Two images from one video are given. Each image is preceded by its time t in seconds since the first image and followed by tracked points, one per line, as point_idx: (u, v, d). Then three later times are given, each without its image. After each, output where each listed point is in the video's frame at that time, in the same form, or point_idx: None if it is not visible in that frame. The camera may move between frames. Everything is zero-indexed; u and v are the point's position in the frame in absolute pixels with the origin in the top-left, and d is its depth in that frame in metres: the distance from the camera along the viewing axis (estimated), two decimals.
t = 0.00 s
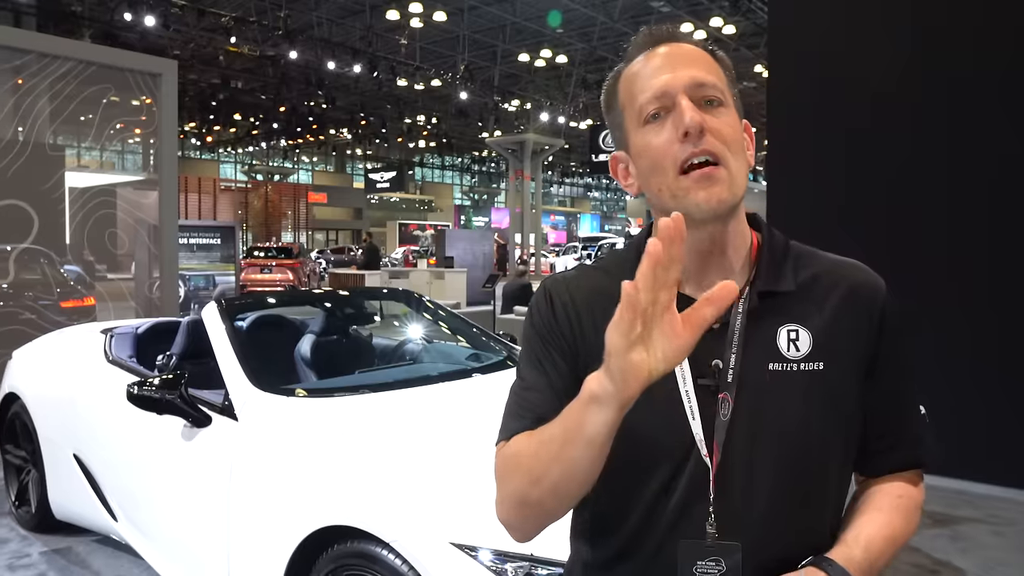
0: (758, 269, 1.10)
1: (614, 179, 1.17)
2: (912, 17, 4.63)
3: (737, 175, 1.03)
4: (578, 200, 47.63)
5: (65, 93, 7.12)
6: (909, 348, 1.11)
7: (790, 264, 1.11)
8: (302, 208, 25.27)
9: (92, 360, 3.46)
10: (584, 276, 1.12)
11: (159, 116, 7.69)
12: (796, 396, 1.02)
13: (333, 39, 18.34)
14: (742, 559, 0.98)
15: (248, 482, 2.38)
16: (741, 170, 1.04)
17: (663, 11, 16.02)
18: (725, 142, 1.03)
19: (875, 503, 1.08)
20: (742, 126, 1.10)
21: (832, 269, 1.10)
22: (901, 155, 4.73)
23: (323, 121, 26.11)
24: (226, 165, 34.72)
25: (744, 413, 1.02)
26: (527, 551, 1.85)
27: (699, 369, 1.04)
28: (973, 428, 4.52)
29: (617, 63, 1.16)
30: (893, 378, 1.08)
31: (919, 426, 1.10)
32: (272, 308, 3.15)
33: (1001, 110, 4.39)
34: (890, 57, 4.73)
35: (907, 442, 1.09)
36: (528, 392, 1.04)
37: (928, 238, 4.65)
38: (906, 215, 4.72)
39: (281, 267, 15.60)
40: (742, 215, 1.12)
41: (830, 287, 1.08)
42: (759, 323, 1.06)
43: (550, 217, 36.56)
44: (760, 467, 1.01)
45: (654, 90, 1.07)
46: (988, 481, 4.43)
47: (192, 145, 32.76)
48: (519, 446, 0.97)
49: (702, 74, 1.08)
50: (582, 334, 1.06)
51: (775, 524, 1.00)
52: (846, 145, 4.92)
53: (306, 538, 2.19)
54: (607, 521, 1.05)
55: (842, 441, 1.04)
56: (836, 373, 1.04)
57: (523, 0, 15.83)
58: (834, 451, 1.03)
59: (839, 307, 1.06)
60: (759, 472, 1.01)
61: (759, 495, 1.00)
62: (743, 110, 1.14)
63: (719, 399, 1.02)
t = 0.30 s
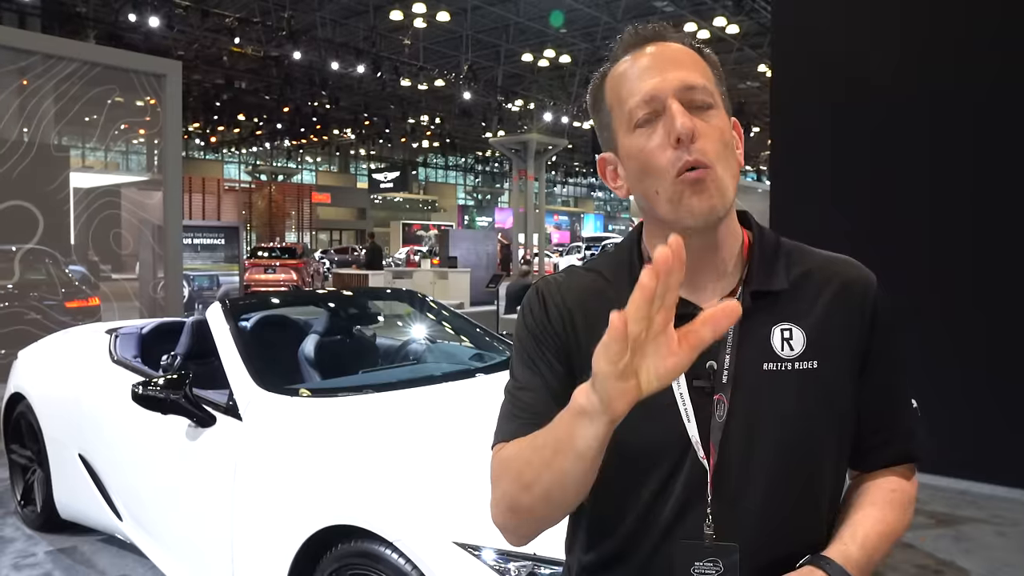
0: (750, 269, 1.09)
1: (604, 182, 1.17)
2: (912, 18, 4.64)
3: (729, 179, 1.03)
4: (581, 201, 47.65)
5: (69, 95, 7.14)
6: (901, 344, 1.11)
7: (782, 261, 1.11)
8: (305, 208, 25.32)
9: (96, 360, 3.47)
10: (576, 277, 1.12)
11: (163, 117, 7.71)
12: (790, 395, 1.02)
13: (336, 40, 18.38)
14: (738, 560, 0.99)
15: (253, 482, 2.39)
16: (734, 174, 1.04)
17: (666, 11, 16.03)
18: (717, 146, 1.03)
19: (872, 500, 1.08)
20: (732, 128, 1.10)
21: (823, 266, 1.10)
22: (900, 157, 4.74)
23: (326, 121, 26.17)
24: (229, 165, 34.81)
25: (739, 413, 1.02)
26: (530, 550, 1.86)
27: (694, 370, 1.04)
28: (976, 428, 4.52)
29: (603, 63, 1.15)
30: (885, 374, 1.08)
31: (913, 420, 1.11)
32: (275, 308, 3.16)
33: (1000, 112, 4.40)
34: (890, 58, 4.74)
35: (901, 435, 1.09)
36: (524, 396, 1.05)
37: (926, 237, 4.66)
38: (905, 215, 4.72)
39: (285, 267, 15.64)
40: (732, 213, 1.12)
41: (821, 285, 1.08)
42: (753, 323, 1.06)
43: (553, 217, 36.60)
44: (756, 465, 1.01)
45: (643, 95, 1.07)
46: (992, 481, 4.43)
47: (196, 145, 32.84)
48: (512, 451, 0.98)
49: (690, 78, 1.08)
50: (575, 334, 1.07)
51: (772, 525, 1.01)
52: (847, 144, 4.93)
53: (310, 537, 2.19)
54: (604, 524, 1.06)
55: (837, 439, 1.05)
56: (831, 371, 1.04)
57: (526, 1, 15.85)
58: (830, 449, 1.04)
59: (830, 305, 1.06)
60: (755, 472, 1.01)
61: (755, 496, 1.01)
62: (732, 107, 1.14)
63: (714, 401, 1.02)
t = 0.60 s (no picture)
0: (752, 270, 1.10)
1: (608, 182, 1.19)
2: (908, 18, 4.65)
3: (729, 195, 1.05)
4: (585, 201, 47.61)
5: (74, 95, 7.17)
6: (901, 345, 1.11)
7: (784, 262, 1.11)
8: (309, 208, 25.35)
9: (101, 360, 3.49)
10: (578, 279, 1.12)
11: (167, 117, 7.74)
12: (792, 395, 1.02)
13: (340, 40, 18.37)
14: (739, 560, 0.99)
15: (256, 481, 2.40)
16: (734, 189, 1.06)
17: (669, 11, 16.00)
18: (717, 162, 1.04)
19: (871, 500, 1.09)
20: (736, 137, 1.10)
21: (824, 268, 1.11)
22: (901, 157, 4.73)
23: (330, 121, 26.18)
24: (233, 165, 34.88)
25: (742, 415, 1.02)
26: (533, 550, 1.86)
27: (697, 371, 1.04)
28: (981, 429, 4.49)
29: (609, 64, 1.14)
30: (886, 374, 1.09)
31: (912, 422, 1.11)
32: (279, 308, 3.16)
33: (990, 112, 4.42)
34: (885, 59, 4.75)
35: (899, 435, 1.09)
36: (528, 400, 1.06)
37: (927, 237, 4.65)
38: (901, 216, 4.73)
39: (288, 266, 15.67)
40: (734, 217, 1.13)
41: (823, 286, 1.09)
42: (755, 324, 1.06)
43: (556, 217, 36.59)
44: (758, 466, 1.01)
45: (646, 107, 1.07)
46: (995, 482, 4.41)
47: (200, 145, 32.90)
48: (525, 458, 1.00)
49: (694, 89, 1.07)
50: (579, 336, 1.07)
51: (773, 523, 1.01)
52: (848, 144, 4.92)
53: (314, 536, 2.20)
54: (606, 523, 1.06)
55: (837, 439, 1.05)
56: (832, 373, 1.04)
57: (530, 1, 15.83)
58: (829, 449, 1.04)
59: (831, 307, 1.07)
60: (756, 473, 1.01)
61: (756, 496, 1.01)
62: (735, 107, 1.14)
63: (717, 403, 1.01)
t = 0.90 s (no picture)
0: (758, 271, 1.09)
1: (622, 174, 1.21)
2: (910, 19, 4.65)
3: (708, 201, 1.05)
4: (588, 201, 47.61)
5: (77, 95, 7.19)
6: (905, 348, 1.11)
7: (789, 264, 1.11)
8: (312, 208, 25.38)
9: (104, 359, 3.50)
10: (583, 281, 1.12)
11: (170, 117, 7.68)
12: (795, 395, 1.02)
13: (343, 40, 18.39)
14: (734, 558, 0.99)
15: (260, 481, 2.41)
16: (714, 194, 1.05)
17: (672, 11, 15.99)
18: (694, 168, 1.04)
19: (876, 499, 1.09)
20: (728, 137, 1.07)
21: (829, 271, 1.11)
22: (903, 157, 4.73)
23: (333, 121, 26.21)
24: (237, 165, 34.94)
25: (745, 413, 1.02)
26: (535, 549, 1.86)
27: (701, 370, 1.04)
28: (984, 429, 4.48)
29: (614, 62, 1.14)
30: (890, 375, 1.09)
31: (915, 424, 1.11)
32: (282, 308, 3.17)
33: (994, 111, 4.41)
34: (888, 59, 4.75)
35: (903, 437, 1.09)
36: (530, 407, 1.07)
37: (928, 237, 4.65)
38: (904, 216, 4.73)
39: (291, 267, 15.71)
40: (737, 217, 1.12)
41: (828, 288, 1.09)
42: (760, 323, 1.06)
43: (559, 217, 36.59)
44: (760, 464, 1.01)
45: (630, 114, 1.07)
46: (999, 483, 4.40)
47: (204, 145, 32.95)
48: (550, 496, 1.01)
49: (678, 93, 1.05)
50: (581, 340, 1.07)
51: (776, 522, 1.01)
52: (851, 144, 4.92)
53: (317, 535, 2.21)
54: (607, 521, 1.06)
55: (840, 439, 1.05)
56: (837, 373, 1.04)
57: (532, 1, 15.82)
58: (831, 448, 1.04)
59: (836, 308, 1.07)
60: (759, 470, 1.01)
61: (757, 494, 1.01)
62: (745, 103, 1.13)
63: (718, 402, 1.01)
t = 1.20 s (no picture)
0: (759, 272, 1.10)
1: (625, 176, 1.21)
2: (915, 19, 4.64)
3: (709, 202, 1.05)
4: (590, 201, 47.69)
5: (81, 95, 7.20)
6: (908, 348, 1.11)
7: (791, 265, 1.11)
8: (314, 208, 25.42)
9: (108, 359, 3.51)
10: (587, 279, 1.13)
11: (174, 117, 7.74)
12: (795, 396, 1.02)
13: (345, 40, 18.42)
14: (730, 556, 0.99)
15: (263, 480, 2.41)
16: (716, 195, 1.05)
17: (675, 11, 16.00)
18: (696, 170, 1.04)
19: (877, 500, 1.09)
20: (729, 140, 1.07)
21: (830, 271, 1.11)
22: (906, 157, 4.73)
23: (335, 121, 26.24)
24: (239, 165, 35.01)
25: (744, 413, 1.02)
26: (537, 549, 1.87)
27: (700, 369, 1.04)
28: (987, 430, 4.48)
29: (616, 67, 1.15)
30: (892, 376, 1.09)
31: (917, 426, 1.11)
32: (285, 308, 3.18)
33: (1002, 111, 4.40)
34: (891, 59, 4.75)
35: (904, 439, 1.09)
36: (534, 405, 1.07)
37: (933, 239, 4.65)
38: (909, 216, 4.72)
39: (294, 267, 15.75)
40: (739, 218, 1.13)
41: (829, 289, 1.09)
42: (759, 323, 1.06)
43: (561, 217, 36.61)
44: (761, 463, 1.01)
45: (631, 117, 1.07)
46: (1003, 483, 4.41)
47: (207, 145, 32.99)
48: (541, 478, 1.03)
49: (678, 96, 1.05)
50: (583, 337, 1.08)
51: (775, 521, 1.02)
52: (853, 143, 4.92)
53: (320, 535, 2.21)
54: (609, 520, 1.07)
55: (840, 441, 1.05)
56: (838, 374, 1.04)
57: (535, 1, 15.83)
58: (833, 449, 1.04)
59: (838, 308, 1.07)
60: (759, 470, 1.01)
61: (755, 493, 1.01)
62: (745, 104, 1.13)
63: (717, 401, 1.02)
